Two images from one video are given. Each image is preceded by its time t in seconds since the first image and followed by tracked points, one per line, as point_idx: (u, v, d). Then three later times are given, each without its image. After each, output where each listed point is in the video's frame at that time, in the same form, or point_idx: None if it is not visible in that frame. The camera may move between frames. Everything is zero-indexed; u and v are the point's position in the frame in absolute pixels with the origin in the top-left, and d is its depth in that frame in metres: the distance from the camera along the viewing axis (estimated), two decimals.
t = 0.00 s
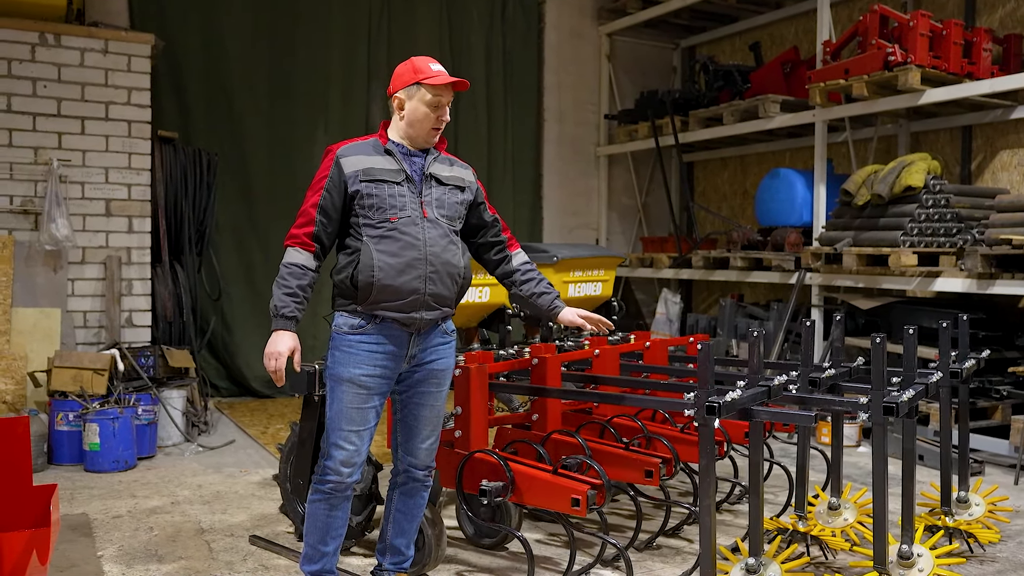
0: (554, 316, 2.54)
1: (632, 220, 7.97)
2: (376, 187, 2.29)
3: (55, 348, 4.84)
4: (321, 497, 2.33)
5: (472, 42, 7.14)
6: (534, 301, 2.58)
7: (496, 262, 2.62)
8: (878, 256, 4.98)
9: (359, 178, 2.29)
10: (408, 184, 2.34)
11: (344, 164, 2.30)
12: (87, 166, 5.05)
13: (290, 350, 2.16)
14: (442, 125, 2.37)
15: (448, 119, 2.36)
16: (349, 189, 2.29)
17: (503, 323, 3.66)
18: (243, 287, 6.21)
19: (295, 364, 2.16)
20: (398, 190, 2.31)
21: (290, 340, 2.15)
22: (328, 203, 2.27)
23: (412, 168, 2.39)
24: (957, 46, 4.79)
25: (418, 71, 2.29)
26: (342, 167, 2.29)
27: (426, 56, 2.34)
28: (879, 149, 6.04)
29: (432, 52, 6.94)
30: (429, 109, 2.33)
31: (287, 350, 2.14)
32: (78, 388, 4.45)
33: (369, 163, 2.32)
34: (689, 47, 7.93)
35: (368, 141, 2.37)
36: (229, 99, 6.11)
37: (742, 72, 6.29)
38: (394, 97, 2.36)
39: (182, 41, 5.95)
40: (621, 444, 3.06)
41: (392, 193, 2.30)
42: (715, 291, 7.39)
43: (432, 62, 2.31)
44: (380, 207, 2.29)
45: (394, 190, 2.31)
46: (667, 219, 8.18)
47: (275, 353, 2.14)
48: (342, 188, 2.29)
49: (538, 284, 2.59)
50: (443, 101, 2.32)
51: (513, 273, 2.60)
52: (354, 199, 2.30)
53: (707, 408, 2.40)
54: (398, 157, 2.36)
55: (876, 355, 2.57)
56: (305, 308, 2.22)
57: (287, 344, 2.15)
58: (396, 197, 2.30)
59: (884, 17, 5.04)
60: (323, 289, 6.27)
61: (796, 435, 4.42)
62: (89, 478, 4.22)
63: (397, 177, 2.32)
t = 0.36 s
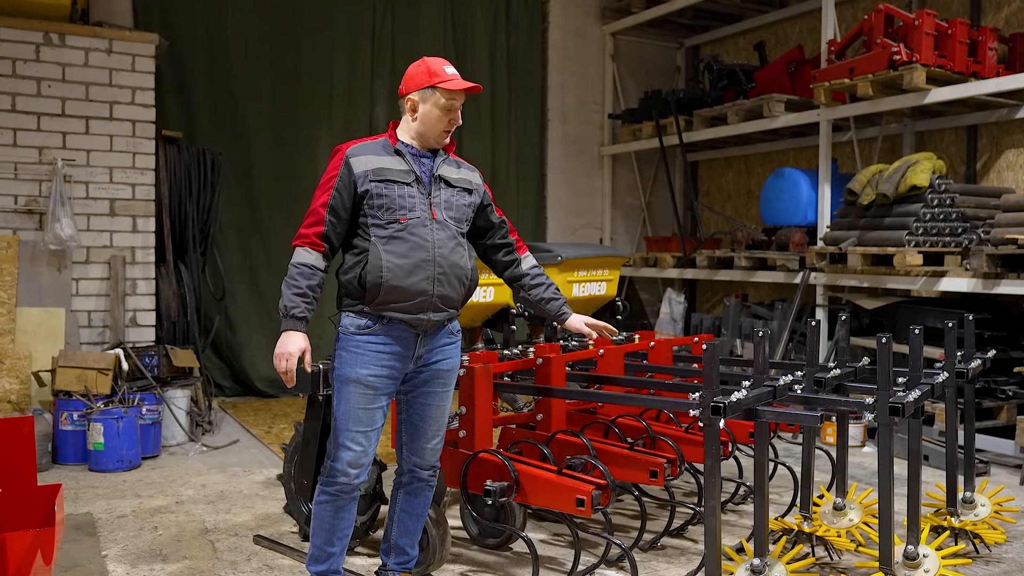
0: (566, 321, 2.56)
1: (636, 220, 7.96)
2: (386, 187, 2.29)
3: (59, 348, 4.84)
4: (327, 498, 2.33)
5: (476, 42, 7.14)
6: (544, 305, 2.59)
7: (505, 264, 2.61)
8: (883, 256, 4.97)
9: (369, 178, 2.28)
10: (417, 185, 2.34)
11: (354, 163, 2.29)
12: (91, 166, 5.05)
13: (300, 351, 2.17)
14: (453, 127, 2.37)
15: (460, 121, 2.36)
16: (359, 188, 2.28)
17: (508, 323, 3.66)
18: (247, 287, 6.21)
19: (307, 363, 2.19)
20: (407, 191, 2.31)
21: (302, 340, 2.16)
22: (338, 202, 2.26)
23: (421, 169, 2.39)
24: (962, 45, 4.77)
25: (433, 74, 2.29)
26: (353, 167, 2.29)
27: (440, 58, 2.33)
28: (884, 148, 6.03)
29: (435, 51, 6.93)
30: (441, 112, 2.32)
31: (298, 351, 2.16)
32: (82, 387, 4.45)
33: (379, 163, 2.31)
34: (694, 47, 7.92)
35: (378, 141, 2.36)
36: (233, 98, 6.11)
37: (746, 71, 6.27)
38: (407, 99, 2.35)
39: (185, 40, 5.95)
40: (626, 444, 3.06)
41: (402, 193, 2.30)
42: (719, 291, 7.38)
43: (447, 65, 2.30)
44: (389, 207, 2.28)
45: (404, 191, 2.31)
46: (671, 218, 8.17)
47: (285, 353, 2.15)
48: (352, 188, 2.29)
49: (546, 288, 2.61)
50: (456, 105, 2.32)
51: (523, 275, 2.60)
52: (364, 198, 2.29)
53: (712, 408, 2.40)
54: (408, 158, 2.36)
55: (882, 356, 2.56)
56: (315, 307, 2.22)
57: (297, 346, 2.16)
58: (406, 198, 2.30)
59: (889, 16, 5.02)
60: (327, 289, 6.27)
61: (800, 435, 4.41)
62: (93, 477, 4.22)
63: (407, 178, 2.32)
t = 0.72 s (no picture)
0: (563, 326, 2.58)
1: (640, 220, 7.96)
2: (395, 188, 2.29)
3: (64, 348, 4.85)
4: (331, 498, 2.33)
5: (480, 42, 7.14)
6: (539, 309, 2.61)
7: (501, 267, 2.62)
8: (888, 256, 4.96)
9: (378, 178, 2.28)
10: (425, 186, 2.35)
11: (362, 164, 2.29)
12: (96, 166, 5.07)
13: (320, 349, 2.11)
14: (444, 125, 2.35)
15: (440, 117, 2.33)
16: (368, 189, 2.28)
17: (513, 323, 3.65)
18: (251, 287, 6.21)
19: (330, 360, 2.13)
20: (416, 192, 2.32)
21: (322, 337, 2.12)
22: (349, 202, 2.25)
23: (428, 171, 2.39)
24: (967, 44, 4.76)
25: (413, 66, 2.30)
26: (362, 167, 2.28)
27: (432, 55, 2.34)
28: (889, 148, 6.02)
29: (439, 52, 6.94)
30: (427, 108, 2.32)
31: (319, 349, 2.10)
32: (88, 388, 4.44)
33: (388, 164, 2.31)
34: (698, 47, 7.91)
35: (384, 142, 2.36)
36: (238, 98, 6.12)
37: (750, 71, 6.27)
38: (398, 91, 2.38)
39: (190, 40, 5.96)
40: (630, 444, 3.06)
41: (411, 195, 2.30)
42: (723, 291, 7.38)
43: (433, 61, 2.30)
44: (398, 208, 2.28)
45: (412, 192, 2.31)
46: (675, 218, 8.16)
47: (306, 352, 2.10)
48: (361, 188, 2.28)
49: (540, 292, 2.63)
50: (439, 100, 2.30)
51: (519, 278, 2.62)
52: (372, 199, 2.29)
53: (718, 408, 2.39)
54: (416, 159, 2.36)
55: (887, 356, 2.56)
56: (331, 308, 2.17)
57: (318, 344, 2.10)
58: (414, 199, 2.30)
59: (894, 15, 5.01)
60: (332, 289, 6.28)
61: (805, 436, 4.41)
62: (99, 477, 4.23)
63: (415, 179, 2.32)
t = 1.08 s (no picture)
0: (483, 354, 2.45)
1: (644, 220, 7.95)
2: (371, 192, 2.28)
3: (70, 348, 4.87)
4: (319, 491, 2.36)
5: (484, 42, 7.15)
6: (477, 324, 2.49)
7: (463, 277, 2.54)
8: (892, 256, 4.95)
9: (355, 183, 2.28)
10: (403, 188, 2.33)
11: (340, 169, 2.29)
12: (101, 167, 5.07)
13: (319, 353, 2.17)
14: (394, 124, 2.31)
15: (382, 119, 2.30)
16: (346, 194, 2.28)
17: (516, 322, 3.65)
18: (255, 286, 6.22)
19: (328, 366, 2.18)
20: (393, 195, 2.30)
21: (321, 343, 2.18)
22: (328, 208, 2.27)
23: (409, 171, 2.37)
24: (972, 44, 4.76)
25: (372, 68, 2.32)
26: (338, 172, 2.29)
27: (393, 54, 2.31)
28: (893, 148, 6.01)
29: (443, 52, 6.95)
30: (376, 107, 2.31)
31: (317, 355, 2.16)
32: (93, 388, 4.49)
33: (367, 168, 2.30)
34: (702, 47, 7.91)
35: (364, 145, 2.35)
36: (242, 99, 6.13)
37: (754, 71, 6.26)
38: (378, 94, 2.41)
39: (194, 41, 5.97)
40: (635, 444, 3.06)
41: (387, 198, 2.29)
42: (727, 291, 7.38)
43: (382, 60, 2.28)
44: (375, 212, 2.28)
45: (389, 195, 2.29)
46: (679, 218, 8.16)
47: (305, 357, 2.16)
48: (340, 193, 2.29)
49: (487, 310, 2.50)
50: (380, 99, 2.27)
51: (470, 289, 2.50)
52: (351, 203, 2.29)
53: (722, 408, 2.39)
54: (394, 162, 2.34)
55: (892, 356, 2.56)
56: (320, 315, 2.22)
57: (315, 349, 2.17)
58: (391, 202, 2.29)
59: (898, 16, 5.01)
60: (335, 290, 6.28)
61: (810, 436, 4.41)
62: (104, 477, 4.23)
63: (393, 182, 2.31)
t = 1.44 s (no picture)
0: (443, 358, 2.36)
1: (648, 220, 7.95)
2: (291, 206, 2.44)
3: (75, 348, 4.88)
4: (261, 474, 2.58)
5: (488, 42, 7.16)
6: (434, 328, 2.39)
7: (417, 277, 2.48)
8: (897, 256, 4.95)
9: (280, 199, 2.45)
10: (321, 199, 2.41)
11: (272, 187, 2.49)
12: (107, 167, 5.09)
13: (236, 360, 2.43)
14: (306, 136, 2.40)
15: (297, 131, 2.41)
16: (275, 208, 2.47)
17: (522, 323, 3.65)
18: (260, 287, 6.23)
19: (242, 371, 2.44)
20: (309, 207, 2.41)
21: (239, 349, 2.44)
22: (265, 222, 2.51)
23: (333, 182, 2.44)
24: (977, 44, 4.75)
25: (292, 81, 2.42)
26: (270, 189, 2.49)
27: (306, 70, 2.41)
28: (897, 148, 6.01)
29: (448, 52, 6.96)
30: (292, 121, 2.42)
31: (230, 361, 2.43)
32: (98, 388, 4.47)
33: (293, 183, 2.46)
34: (706, 47, 7.91)
35: (297, 158, 2.50)
36: (246, 99, 6.14)
37: (758, 71, 6.26)
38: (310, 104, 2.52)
39: (199, 41, 5.98)
40: (639, 444, 3.07)
41: (303, 210, 2.41)
42: (731, 291, 7.38)
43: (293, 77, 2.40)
44: (293, 224, 2.42)
45: (305, 208, 2.42)
46: (683, 218, 8.16)
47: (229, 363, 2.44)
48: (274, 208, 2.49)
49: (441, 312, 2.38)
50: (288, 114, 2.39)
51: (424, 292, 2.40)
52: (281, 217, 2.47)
53: (727, 408, 2.40)
54: (317, 174, 2.44)
55: (897, 356, 2.56)
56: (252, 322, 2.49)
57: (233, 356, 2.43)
58: (306, 215, 2.41)
59: (903, 15, 5.00)
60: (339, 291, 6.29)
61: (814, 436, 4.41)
62: (109, 477, 4.25)
63: (310, 195, 2.42)
